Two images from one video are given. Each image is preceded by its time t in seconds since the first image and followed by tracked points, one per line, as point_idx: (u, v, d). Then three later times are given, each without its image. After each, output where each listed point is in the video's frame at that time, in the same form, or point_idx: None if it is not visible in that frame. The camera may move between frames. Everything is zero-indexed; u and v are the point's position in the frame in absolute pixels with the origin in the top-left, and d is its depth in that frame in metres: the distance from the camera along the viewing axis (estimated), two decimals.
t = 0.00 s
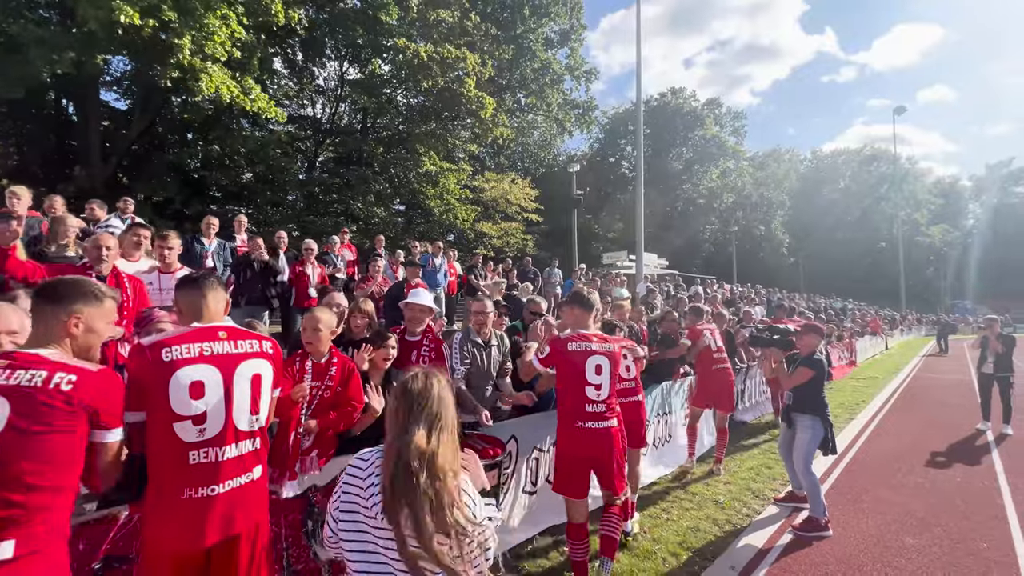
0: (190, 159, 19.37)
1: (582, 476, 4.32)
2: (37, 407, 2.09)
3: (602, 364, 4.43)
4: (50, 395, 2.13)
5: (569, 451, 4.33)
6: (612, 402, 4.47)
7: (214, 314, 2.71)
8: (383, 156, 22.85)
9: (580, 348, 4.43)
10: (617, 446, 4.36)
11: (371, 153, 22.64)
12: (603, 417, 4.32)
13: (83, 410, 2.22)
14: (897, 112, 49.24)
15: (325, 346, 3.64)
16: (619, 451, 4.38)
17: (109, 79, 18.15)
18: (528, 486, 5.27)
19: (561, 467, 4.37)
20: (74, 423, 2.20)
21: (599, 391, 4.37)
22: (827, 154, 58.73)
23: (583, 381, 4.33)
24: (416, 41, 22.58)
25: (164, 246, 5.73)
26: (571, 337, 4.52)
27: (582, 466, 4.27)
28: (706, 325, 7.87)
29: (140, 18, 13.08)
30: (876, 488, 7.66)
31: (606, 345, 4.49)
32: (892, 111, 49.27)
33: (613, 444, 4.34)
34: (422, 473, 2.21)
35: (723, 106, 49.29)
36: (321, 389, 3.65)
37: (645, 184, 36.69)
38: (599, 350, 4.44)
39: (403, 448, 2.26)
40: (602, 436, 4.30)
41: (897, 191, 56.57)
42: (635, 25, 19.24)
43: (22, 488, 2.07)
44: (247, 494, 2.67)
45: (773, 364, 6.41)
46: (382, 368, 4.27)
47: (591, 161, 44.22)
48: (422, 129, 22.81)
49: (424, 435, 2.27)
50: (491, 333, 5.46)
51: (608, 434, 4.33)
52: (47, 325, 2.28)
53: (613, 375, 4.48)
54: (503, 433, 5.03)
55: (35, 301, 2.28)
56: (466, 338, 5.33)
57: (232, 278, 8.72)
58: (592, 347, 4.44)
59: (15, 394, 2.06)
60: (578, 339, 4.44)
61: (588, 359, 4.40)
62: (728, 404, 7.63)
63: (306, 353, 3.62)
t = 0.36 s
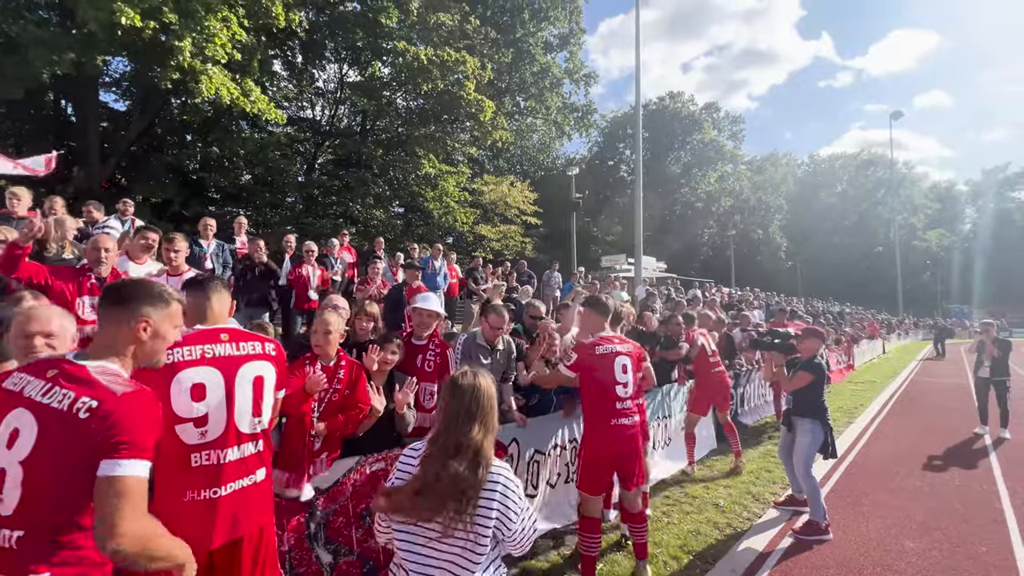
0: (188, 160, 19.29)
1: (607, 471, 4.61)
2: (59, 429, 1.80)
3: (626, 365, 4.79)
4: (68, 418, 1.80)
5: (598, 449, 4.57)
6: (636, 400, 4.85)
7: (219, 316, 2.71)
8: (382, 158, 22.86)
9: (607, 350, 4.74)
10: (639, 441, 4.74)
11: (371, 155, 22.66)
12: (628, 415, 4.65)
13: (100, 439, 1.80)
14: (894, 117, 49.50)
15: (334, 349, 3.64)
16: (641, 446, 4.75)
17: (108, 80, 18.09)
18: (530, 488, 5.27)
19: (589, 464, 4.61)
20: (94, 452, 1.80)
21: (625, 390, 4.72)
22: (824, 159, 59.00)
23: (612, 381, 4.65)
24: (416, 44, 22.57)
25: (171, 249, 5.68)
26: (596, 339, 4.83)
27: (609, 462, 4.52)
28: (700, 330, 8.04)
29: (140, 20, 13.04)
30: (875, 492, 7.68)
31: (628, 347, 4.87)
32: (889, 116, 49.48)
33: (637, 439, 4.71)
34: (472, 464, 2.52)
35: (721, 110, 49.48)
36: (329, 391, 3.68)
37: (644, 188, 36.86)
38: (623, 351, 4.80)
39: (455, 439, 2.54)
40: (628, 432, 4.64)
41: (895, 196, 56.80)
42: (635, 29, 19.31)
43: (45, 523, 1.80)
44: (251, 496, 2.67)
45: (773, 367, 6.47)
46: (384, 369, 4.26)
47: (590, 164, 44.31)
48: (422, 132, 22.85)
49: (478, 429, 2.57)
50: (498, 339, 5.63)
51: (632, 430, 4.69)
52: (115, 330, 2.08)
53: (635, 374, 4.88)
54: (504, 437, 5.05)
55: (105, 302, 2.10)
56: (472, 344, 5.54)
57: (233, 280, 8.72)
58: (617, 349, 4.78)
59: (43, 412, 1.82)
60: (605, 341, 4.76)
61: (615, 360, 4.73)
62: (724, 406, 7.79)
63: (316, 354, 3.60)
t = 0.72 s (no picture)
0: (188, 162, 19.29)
1: (628, 464, 4.80)
2: (121, 438, 1.78)
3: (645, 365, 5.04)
4: (132, 425, 1.78)
5: (615, 441, 4.83)
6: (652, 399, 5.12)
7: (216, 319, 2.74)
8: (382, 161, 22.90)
9: (628, 350, 4.99)
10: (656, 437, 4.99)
11: (371, 158, 22.70)
12: (645, 411, 4.89)
13: (168, 452, 1.79)
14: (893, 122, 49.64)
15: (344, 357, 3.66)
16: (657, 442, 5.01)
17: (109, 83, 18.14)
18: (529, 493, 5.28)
19: (610, 458, 4.81)
20: (160, 470, 1.81)
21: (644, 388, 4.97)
22: (823, 164, 59.13)
23: (633, 379, 4.88)
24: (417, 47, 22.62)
25: (176, 254, 5.70)
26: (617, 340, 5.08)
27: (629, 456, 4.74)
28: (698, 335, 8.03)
29: (142, 23, 13.04)
30: (875, 497, 7.67)
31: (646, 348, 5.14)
32: (888, 121, 49.62)
33: (655, 435, 4.95)
34: (512, 453, 2.79)
35: (721, 115, 49.59)
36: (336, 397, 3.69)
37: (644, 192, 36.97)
38: (642, 352, 5.07)
39: (496, 432, 2.82)
40: (647, 428, 4.89)
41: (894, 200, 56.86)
42: (635, 34, 19.36)
43: (91, 535, 1.77)
44: (251, 499, 2.67)
45: (774, 372, 6.48)
46: (386, 373, 4.27)
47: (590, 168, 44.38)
48: (422, 135, 22.87)
49: (515, 423, 2.85)
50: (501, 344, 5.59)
51: (650, 427, 4.93)
52: (192, 337, 2.10)
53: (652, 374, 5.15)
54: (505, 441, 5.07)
55: (181, 308, 2.11)
56: (474, 348, 5.54)
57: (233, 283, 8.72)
58: (637, 350, 5.04)
59: (108, 416, 1.81)
60: (627, 342, 5.01)
61: (635, 360, 4.97)
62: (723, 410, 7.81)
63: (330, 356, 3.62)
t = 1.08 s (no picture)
0: (189, 165, 19.36)
1: (620, 467, 4.83)
2: (217, 437, 1.98)
3: (640, 369, 4.98)
4: (223, 425, 1.99)
5: (607, 447, 4.84)
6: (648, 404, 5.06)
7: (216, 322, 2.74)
8: (382, 164, 22.91)
9: (621, 356, 4.98)
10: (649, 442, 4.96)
11: (371, 161, 22.69)
12: (638, 416, 4.87)
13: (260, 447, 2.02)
14: (892, 128, 49.84)
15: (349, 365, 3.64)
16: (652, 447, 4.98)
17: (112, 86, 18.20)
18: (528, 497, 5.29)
19: (602, 462, 4.86)
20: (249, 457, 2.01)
21: (638, 394, 4.94)
22: (823, 168, 59.28)
23: (625, 385, 4.88)
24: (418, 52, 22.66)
25: (177, 258, 5.72)
26: (612, 345, 5.08)
27: (621, 459, 4.79)
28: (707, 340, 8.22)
29: (144, 26, 13.06)
30: (875, 503, 7.65)
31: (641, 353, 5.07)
32: (888, 126, 49.71)
33: (648, 440, 4.92)
34: (545, 452, 2.83)
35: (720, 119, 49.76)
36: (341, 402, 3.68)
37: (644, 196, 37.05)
38: (637, 357, 5.01)
39: (531, 429, 2.86)
40: (639, 433, 4.88)
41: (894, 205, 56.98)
42: (636, 38, 19.38)
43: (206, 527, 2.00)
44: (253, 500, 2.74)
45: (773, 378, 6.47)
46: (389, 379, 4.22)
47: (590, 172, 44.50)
48: (422, 139, 22.90)
49: (549, 422, 2.89)
50: (495, 345, 5.60)
51: (642, 432, 4.91)
52: (238, 341, 2.20)
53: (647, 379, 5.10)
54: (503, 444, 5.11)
55: (229, 316, 2.19)
56: (469, 349, 5.50)
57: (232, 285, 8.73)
58: (631, 354, 5.00)
59: (200, 421, 2.00)
60: (620, 347, 5.01)
61: (629, 365, 4.94)
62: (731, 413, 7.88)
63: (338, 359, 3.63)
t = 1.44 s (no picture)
0: (193, 167, 19.47)
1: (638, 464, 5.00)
2: (329, 407, 2.19)
3: (661, 372, 5.17)
4: (332, 396, 2.21)
5: (625, 443, 5.00)
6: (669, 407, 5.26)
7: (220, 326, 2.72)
8: (385, 167, 22.90)
9: (645, 357, 5.15)
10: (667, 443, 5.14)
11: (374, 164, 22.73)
12: (657, 416, 5.03)
13: (352, 416, 2.31)
14: (895, 131, 49.70)
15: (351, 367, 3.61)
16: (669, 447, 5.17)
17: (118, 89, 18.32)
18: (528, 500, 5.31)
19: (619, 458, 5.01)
20: (342, 424, 2.24)
21: (659, 395, 5.12)
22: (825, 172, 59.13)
23: (648, 385, 5.05)
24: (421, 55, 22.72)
25: (178, 259, 5.74)
26: (636, 347, 5.25)
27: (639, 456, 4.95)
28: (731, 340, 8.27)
29: (149, 30, 13.14)
30: (879, 508, 7.60)
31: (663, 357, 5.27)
32: (891, 129, 49.57)
33: (665, 441, 5.11)
34: (604, 448, 2.91)
35: (723, 123, 49.75)
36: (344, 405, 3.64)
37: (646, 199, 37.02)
38: (659, 360, 5.21)
39: (588, 427, 2.96)
40: (658, 432, 5.06)
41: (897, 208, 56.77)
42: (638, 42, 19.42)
43: (325, 487, 2.20)
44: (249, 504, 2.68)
45: (777, 382, 6.48)
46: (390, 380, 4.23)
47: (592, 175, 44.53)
48: (425, 141, 22.90)
49: (604, 417, 3.00)
50: (489, 344, 5.63)
51: (661, 432, 5.10)
52: (302, 335, 2.35)
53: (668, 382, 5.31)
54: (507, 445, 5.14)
55: (293, 312, 2.36)
56: (466, 348, 5.45)
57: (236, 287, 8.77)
58: (654, 358, 5.19)
59: (310, 394, 2.15)
60: (645, 349, 5.19)
61: (652, 368, 5.12)
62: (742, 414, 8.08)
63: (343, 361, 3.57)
